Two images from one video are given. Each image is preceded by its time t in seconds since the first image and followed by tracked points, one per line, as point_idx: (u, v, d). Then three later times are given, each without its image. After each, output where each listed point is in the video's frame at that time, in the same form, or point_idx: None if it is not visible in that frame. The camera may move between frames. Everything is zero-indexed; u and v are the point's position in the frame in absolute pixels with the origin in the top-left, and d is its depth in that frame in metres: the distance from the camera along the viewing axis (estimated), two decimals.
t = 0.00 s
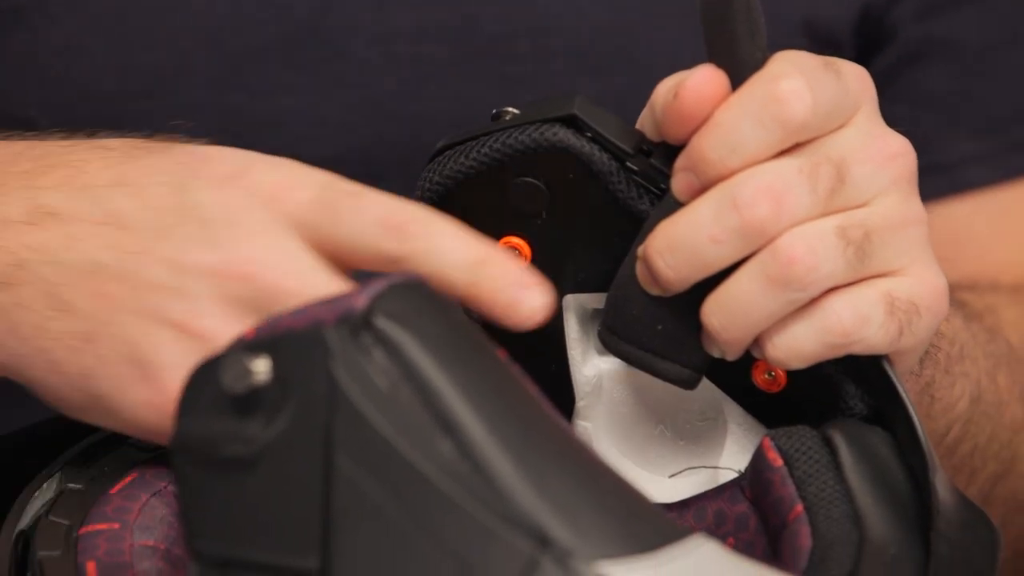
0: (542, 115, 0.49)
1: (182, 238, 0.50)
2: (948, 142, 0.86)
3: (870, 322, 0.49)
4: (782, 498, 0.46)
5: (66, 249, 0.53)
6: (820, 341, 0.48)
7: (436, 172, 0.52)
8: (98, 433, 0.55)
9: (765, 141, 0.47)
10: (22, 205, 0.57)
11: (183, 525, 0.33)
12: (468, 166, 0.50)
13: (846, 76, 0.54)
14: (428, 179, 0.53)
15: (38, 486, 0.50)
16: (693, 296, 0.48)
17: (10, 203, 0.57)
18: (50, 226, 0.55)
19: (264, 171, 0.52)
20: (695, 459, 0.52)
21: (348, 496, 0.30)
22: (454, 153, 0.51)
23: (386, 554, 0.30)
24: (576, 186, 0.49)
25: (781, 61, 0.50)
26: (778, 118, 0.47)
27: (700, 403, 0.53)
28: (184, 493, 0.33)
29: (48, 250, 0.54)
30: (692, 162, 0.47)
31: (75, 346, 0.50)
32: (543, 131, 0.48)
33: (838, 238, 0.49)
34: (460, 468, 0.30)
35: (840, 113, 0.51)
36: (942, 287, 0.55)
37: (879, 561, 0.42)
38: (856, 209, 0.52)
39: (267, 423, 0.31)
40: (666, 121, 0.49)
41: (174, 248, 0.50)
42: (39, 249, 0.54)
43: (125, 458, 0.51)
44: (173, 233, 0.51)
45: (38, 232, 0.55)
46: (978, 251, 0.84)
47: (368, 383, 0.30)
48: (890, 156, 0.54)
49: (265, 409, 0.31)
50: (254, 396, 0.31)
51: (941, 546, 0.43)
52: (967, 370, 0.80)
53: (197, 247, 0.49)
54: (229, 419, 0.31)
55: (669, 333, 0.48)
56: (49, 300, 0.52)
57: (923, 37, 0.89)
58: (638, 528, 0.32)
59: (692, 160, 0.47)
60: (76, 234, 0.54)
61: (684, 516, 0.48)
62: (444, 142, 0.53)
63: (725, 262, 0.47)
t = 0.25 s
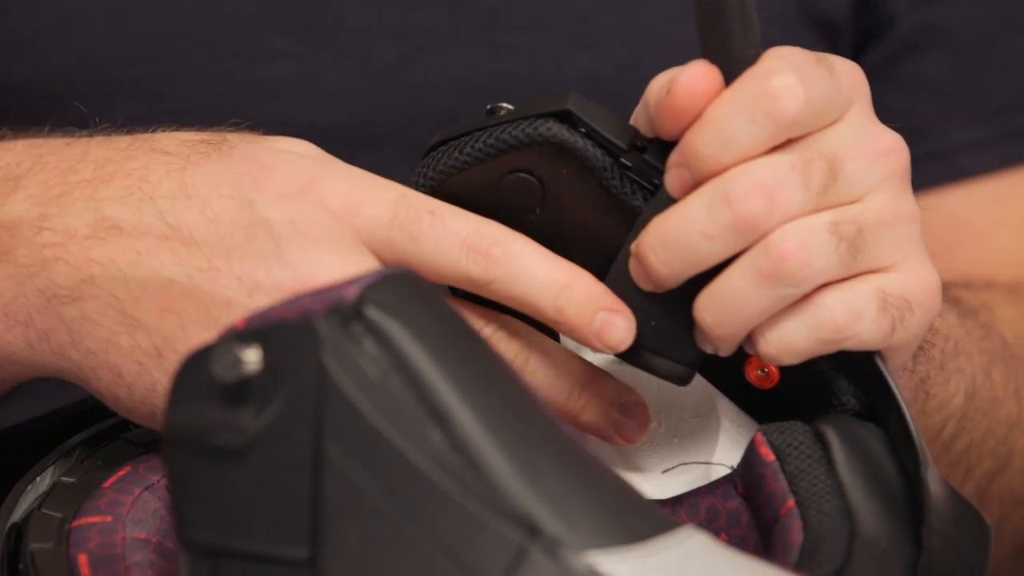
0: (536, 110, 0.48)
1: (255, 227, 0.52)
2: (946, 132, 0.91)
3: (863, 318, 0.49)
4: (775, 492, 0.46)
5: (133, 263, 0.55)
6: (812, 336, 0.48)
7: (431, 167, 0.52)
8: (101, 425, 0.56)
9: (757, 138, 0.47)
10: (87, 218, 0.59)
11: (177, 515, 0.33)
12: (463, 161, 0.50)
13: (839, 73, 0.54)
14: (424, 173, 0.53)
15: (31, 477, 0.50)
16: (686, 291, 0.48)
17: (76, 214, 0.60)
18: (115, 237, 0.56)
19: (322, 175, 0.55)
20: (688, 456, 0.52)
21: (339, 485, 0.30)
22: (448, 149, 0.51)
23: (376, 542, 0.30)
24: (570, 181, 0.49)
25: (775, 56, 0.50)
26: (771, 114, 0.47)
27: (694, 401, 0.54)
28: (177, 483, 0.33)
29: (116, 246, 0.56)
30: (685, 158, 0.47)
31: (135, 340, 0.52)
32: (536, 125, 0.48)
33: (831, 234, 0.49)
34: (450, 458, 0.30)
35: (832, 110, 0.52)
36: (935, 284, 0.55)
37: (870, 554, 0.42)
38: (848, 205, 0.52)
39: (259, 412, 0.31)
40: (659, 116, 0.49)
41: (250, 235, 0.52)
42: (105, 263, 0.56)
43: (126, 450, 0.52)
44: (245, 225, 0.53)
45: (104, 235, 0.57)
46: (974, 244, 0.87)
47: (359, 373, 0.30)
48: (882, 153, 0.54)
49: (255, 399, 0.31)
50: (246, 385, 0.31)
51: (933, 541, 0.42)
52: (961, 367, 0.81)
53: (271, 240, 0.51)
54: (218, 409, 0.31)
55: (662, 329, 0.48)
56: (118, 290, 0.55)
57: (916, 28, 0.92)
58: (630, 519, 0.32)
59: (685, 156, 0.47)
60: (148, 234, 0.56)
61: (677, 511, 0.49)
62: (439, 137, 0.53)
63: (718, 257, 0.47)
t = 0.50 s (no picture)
0: (525, 105, 0.49)
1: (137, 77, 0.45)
2: (941, 117, 0.90)
3: (851, 312, 0.50)
4: (764, 485, 0.46)
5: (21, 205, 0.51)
6: (802, 330, 0.48)
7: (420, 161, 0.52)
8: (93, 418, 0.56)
9: (746, 131, 0.48)
10: None
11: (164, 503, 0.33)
12: (453, 156, 0.50)
13: (827, 67, 0.54)
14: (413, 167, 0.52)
15: (19, 474, 0.50)
16: (675, 286, 0.48)
17: None
18: None
19: (204, 17, 0.46)
20: (678, 450, 0.52)
21: (329, 474, 0.30)
22: (438, 143, 0.51)
23: (366, 530, 0.30)
24: (559, 175, 0.49)
25: (763, 50, 0.50)
26: (759, 108, 0.48)
27: (683, 396, 0.53)
28: (165, 473, 0.33)
29: None
30: (674, 152, 0.47)
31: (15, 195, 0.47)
32: (527, 120, 0.48)
33: (819, 227, 0.50)
34: (440, 446, 0.30)
35: (821, 104, 0.52)
36: (924, 277, 0.56)
37: (859, 545, 0.42)
38: (836, 198, 0.52)
39: (247, 400, 0.31)
40: (648, 110, 0.49)
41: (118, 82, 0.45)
42: None
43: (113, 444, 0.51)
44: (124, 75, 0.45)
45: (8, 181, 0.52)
46: (965, 235, 0.89)
47: (349, 361, 0.30)
48: (871, 146, 0.54)
49: (245, 387, 0.31)
50: (235, 374, 0.31)
51: (923, 533, 0.43)
52: (954, 360, 0.82)
53: (151, 105, 0.45)
54: (208, 397, 0.31)
55: (651, 323, 0.47)
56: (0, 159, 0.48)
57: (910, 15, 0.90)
58: (620, 505, 0.33)
59: (674, 150, 0.47)
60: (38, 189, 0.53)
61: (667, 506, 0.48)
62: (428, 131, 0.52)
63: (707, 251, 0.47)
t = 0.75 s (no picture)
0: (515, 100, 0.49)
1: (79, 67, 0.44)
2: (924, 111, 0.89)
3: (841, 307, 0.50)
4: (753, 481, 0.46)
5: None
6: (790, 326, 0.48)
7: (411, 157, 0.52)
8: (86, 413, 0.56)
9: (735, 127, 0.48)
10: None
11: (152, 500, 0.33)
12: (443, 151, 0.50)
13: (816, 62, 0.54)
14: (404, 163, 0.52)
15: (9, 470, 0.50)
16: (665, 282, 0.48)
17: None
18: None
19: None
20: (667, 445, 0.52)
21: (318, 472, 0.30)
22: (428, 138, 0.51)
23: (355, 528, 0.30)
24: (548, 171, 0.49)
25: (753, 45, 0.50)
26: (748, 103, 0.48)
27: (672, 390, 0.53)
28: (155, 471, 0.32)
29: None
30: (663, 147, 0.47)
31: None
32: (516, 116, 0.48)
33: (809, 223, 0.50)
34: (430, 445, 0.30)
35: (811, 99, 0.52)
36: (913, 272, 0.56)
37: (847, 540, 0.42)
38: (826, 194, 0.52)
39: (237, 397, 0.30)
40: (637, 105, 0.49)
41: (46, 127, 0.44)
42: None
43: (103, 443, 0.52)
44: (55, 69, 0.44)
45: None
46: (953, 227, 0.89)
47: (338, 359, 0.30)
48: (861, 141, 0.54)
49: (234, 385, 0.30)
50: (223, 371, 0.30)
51: (911, 529, 0.43)
52: (943, 353, 0.83)
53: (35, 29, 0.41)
54: (198, 394, 0.31)
55: (640, 319, 0.47)
56: None
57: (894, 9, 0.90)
58: (608, 502, 0.33)
59: (663, 146, 0.47)
60: None
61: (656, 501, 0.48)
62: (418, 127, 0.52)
63: (696, 247, 0.47)
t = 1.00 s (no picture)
0: (504, 96, 0.49)
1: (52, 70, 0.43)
2: (909, 110, 0.89)
3: (830, 303, 0.50)
4: (742, 477, 0.46)
5: None
6: (780, 322, 0.48)
7: (401, 152, 0.52)
8: (74, 408, 0.56)
9: (725, 124, 0.48)
10: None
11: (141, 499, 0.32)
12: (432, 146, 0.50)
13: (806, 58, 0.54)
14: (394, 158, 0.52)
15: None
16: (654, 278, 0.48)
17: None
18: None
19: None
20: (657, 441, 0.52)
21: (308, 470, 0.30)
22: (417, 134, 0.51)
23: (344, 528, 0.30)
24: (539, 166, 0.49)
25: (742, 41, 0.50)
26: (738, 99, 0.48)
27: (663, 386, 0.54)
28: (146, 470, 0.32)
29: None
30: (653, 143, 0.47)
31: None
32: (505, 112, 0.48)
33: (798, 219, 0.50)
34: (419, 443, 0.30)
35: (801, 95, 0.52)
36: (903, 268, 0.56)
37: (838, 537, 0.43)
38: (816, 189, 0.52)
39: (227, 396, 0.30)
40: (627, 101, 0.49)
41: None
42: None
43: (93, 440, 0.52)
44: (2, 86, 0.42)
45: None
46: (940, 223, 0.89)
47: (326, 358, 0.30)
48: (851, 137, 0.54)
49: (224, 384, 0.30)
50: (213, 370, 0.30)
51: (901, 525, 0.44)
52: (933, 348, 0.83)
53: None
54: (190, 393, 0.31)
55: (631, 315, 0.48)
56: None
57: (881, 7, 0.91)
58: (599, 502, 0.32)
59: (653, 141, 0.47)
60: None
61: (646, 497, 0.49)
62: (408, 122, 0.52)
63: (686, 243, 0.47)
